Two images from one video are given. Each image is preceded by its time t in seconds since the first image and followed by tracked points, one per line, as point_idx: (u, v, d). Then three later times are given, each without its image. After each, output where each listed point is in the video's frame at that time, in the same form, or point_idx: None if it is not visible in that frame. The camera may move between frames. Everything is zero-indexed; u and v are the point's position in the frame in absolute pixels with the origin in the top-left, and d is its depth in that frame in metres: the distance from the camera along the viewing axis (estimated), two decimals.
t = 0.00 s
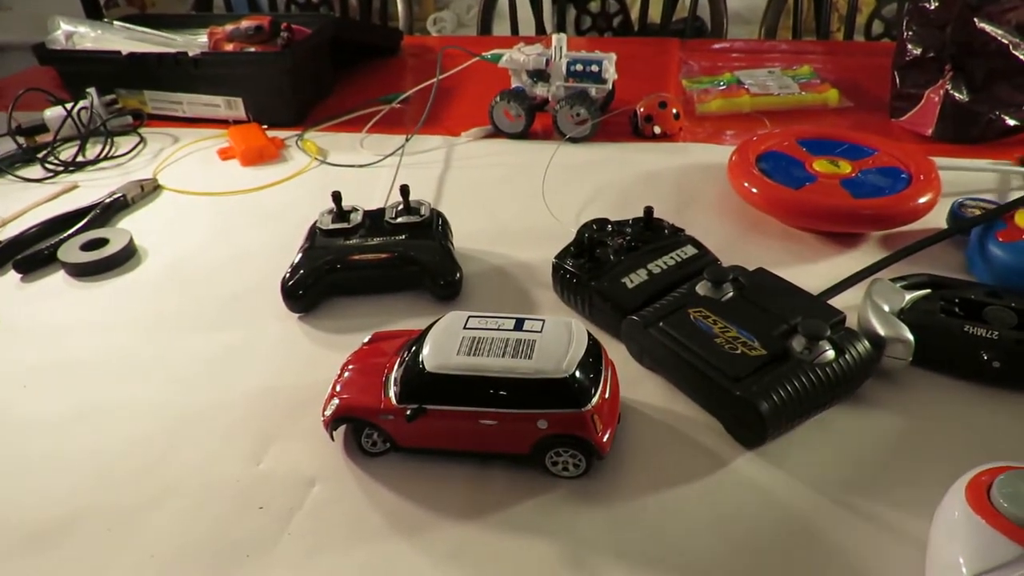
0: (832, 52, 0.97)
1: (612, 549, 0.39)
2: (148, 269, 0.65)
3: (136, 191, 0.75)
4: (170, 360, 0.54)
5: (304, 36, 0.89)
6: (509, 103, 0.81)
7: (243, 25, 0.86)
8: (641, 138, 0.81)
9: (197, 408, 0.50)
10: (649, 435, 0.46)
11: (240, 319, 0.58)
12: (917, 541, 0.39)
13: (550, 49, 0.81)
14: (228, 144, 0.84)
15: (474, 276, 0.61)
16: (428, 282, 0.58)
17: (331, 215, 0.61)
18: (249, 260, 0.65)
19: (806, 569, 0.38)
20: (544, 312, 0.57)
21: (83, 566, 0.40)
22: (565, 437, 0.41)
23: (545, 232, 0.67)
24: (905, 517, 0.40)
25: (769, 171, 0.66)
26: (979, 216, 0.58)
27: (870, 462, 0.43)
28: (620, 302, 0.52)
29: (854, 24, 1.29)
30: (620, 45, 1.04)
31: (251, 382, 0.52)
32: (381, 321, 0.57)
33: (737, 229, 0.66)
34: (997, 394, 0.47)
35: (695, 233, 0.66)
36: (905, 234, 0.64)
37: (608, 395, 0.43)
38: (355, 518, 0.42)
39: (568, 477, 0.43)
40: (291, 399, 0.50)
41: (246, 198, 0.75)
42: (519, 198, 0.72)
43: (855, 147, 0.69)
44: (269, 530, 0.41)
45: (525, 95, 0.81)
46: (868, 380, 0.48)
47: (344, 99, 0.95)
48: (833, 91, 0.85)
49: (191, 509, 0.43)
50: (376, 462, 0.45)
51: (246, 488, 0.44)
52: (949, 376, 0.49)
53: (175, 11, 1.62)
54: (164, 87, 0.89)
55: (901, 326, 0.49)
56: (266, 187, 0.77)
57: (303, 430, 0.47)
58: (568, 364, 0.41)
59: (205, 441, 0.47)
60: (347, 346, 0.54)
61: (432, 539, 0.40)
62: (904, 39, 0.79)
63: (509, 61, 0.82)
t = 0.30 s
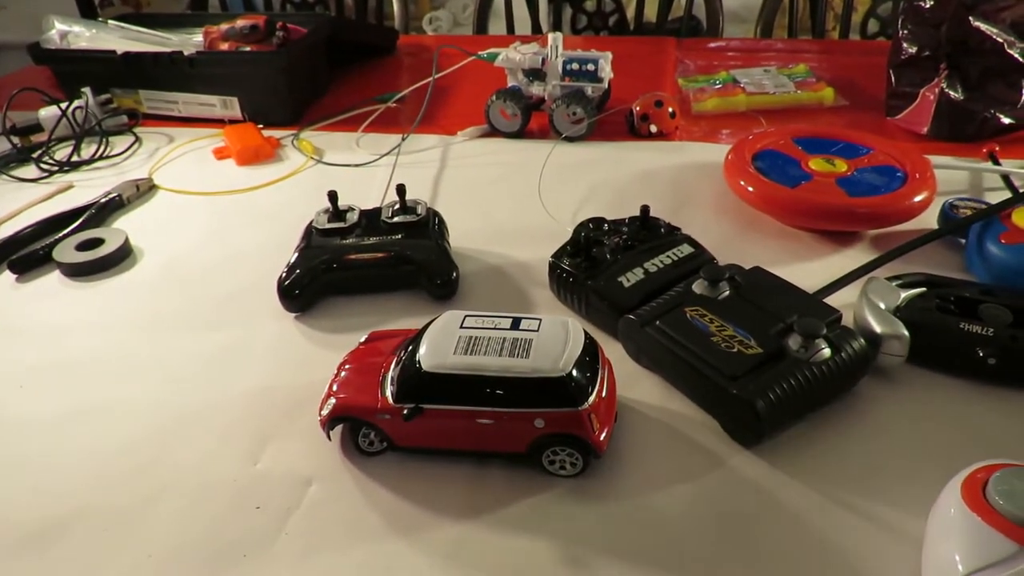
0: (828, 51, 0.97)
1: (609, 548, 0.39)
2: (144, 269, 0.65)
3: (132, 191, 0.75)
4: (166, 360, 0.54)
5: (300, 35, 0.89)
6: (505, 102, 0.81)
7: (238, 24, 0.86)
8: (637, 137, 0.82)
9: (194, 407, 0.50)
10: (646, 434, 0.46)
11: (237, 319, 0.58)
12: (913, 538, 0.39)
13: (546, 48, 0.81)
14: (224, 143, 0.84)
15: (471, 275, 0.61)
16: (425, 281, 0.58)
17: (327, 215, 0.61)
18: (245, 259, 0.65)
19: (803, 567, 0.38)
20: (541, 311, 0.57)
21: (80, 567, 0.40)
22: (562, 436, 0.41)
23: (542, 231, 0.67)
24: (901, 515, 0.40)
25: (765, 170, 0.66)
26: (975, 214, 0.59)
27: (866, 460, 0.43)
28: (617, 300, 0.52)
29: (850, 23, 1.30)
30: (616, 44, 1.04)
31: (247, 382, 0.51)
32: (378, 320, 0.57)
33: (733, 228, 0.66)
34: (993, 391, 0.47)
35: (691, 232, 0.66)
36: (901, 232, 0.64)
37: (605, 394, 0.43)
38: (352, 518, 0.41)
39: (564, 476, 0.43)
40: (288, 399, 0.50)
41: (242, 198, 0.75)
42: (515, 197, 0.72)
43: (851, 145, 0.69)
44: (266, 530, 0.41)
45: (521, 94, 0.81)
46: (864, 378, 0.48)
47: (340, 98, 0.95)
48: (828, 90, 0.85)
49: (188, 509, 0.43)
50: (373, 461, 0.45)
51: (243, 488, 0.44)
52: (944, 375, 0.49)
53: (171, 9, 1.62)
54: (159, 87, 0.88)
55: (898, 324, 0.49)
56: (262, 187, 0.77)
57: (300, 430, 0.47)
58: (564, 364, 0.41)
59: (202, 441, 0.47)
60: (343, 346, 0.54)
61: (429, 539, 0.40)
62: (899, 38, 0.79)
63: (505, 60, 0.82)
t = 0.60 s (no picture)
0: (823, 49, 0.97)
1: (606, 547, 0.39)
2: (139, 269, 0.65)
3: (126, 190, 0.75)
4: (162, 359, 0.54)
5: (296, 35, 0.89)
6: (501, 101, 0.81)
7: (233, 23, 0.86)
8: (633, 136, 0.82)
9: (190, 407, 0.50)
10: (642, 433, 0.46)
11: (232, 318, 0.58)
12: (910, 536, 0.39)
13: (542, 48, 0.81)
14: (219, 143, 0.84)
15: (467, 275, 0.61)
16: (421, 280, 0.58)
17: (322, 214, 0.61)
18: (241, 259, 0.65)
19: (799, 565, 0.38)
20: (537, 310, 0.57)
21: (76, 567, 0.40)
22: (559, 435, 0.41)
23: (538, 230, 0.67)
24: (898, 513, 0.40)
25: (761, 169, 0.66)
26: (970, 212, 0.59)
27: (862, 458, 0.43)
28: (613, 299, 0.52)
29: (845, 22, 1.30)
30: (611, 43, 1.04)
31: (244, 382, 0.51)
32: (374, 320, 0.57)
33: (729, 227, 0.66)
34: (989, 388, 0.48)
35: (687, 231, 0.66)
36: (896, 231, 0.64)
37: (602, 393, 0.43)
38: (349, 517, 0.41)
39: (561, 475, 0.43)
40: (285, 399, 0.50)
41: (238, 197, 0.75)
42: (511, 196, 0.72)
43: (846, 144, 0.69)
44: (263, 530, 0.41)
45: (517, 93, 0.81)
46: (860, 375, 0.49)
47: (336, 97, 0.94)
48: (823, 88, 0.85)
49: (185, 509, 0.43)
50: (369, 460, 0.45)
51: (240, 488, 0.44)
52: (940, 372, 0.49)
53: (166, 8, 1.61)
54: (154, 86, 0.88)
55: (893, 322, 0.49)
56: (257, 187, 0.77)
57: (297, 430, 0.47)
58: (561, 363, 0.41)
59: (198, 441, 0.47)
60: (339, 345, 0.54)
61: (426, 538, 0.40)
62: (894, 37, 0.79)
63: (501, 58, 0.82)
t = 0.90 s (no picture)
0: (818, 48, 0.97)
1: (604, 545, 0.39)
2: (135, 269, 0.65)
3: (122, 190, 0.74)
4: (159, 360, 0.54)
5: (291, 35, 0.89)
6: (497, 101, 0.81)
7: (228, 23, 0.86)
8: (630, 135, 0.82)
9: (187, 408, 0.49)
10: (640, 432, 0.46)
11: (228, 318, 0.58)
12: (907, 534, 0.39)
13: (538, 46, 0.81)
14: (215, 143, 0.83)
15: (464, 274, 0.61)
16: (418, 280, 0.58)
17: (319, 214, 0.61)
18: (238, 259, 0.65)
19: (796, 562, 0.38)
20: (534, 309, 0.57)
21: (74, 567, 0.40)
22: (556, 434, 0.41)
23: (535, 230, 0.67)
24: (895, 510, 0.40)
25: (758, 167, 0.66)
26: (965, 211, 0.59)
27: (859, 456, 0.44)
28: (610, 298, 0.52)
29: (841, 22, 1.30)
30: (608, 42, 1.04)
31: (241, 382, 0.51)
32: (371, 320, 0.57)
33: (726, 226, 0.66)
34: (985, 386, 0.48)
35: (683, 230, 0.66)
36: (892, 229, 0.64)
37: (599, 392, 0.43)
38: (347, 517, 0.41)
39: (559, 474, 0.43)
40: (282, 399, 0.50)
41: (233, 198, 0.75)
42: (508, 195, 0.72)
43: (842, 143, 0.69)
44: (261, 530, 0.41)
45: (514, 92, 0.81)
46: (857, 374, 0.49)
47: (332, 97, 0.94)
48: (819, 87, 0.86)
49: (182, 509, 0.43)
50: (367, 460, 0.45)
51: (237, 488, 0.44)
52: (936, 370, 0.49)
53: (161, 7, 1.61)
54: (149, 86, 0.88)
55: (889, 321, 0.49)
56: (253, 186, 0.76)
57: (294, 430, 0.47)
58: (558, 362, 0.41)
59: (195, 441, 0.47)
60: (336, 345, 0.54)
61: (424, 537, 0.40)
62: (889, 36, 0.79)
63: (497, 58, 0.82)
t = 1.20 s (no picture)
0: (816, 47, 0.97)
1: (603, 544, 0.39)
2: (133, 269, 0.65)
3: (119, 191, 0.74)
4: (157, 360, 0.54)
5: (287, 35, 0.88)
6: (495, 100, 0.81)
7: (225, 23, 0.85)
8: (627, 134, 0.82)
9: (185, 408, 0.49)
10: (638, 431, 0.46)
11: (226, 318, 0.58)
12: (905, 532, 0.39)
13: (536, 46, 0.81)
14: (213, 143, 0.83)
15: (462, 274, 0.61)
16: (416, 280, 0.58)
17: (317, 214, 0.61)
18: (236, 259, 0.65)
19: (794, 561, 0.38)
20: (532, 309, 0.57)
21: (72, 568, 0.40)
22: (555, 433, 0.41)
23: (533, 229, 0.67)
24: (892, 508, 0.40)
25: (755, 166, 0.66)
26: (962, 210, 0.59)
27: (857, 454, 0.44)
28: (608, 297, 0.52)
29: (837, 21, 1.31)
30: (605, 41, 1.04)
31: (238, 382, 0.51)
32: (369, 319, 0.57)
33: (723, 225, 0.66)
34: (982, 384, 0.48)
35: (681, 229, 0.66)
36: (889, 228, 0.64)
37: (597, 391, 0.43)
38: (345, 517, 0.41)
39: (557, 473, 0.43)
40: (281, 399, 0.50)
41: (231, 198, 0.75)
42: (505, 195, 0.72)
43: (840, 142, 0.69)
44: (259, 530, 0.41)
45: (511, 92, 0.81)
46: (854, 372, 0.49)
47: (329, 97, 0.94)
48: (817, 86, 0.86)
49: (181, 510, 0.42)
50: (365, 460, 0.45)
51: (236, 489, 0.43)
52: (933, 368, 0.49)
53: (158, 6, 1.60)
54: (146, 86, 0.88)
55: (887, 319, 0.49)
56: (251, 186, 0.76)
57: (292, 430, 0.47)
58: (556, 361, 0.41)
59: (193, 441, 0.47)
60: (334, 345, 0.54)
61: (423, 537, 0.40)
62: (886, 35, 0.79)
63: (495, 57, 0.82)
